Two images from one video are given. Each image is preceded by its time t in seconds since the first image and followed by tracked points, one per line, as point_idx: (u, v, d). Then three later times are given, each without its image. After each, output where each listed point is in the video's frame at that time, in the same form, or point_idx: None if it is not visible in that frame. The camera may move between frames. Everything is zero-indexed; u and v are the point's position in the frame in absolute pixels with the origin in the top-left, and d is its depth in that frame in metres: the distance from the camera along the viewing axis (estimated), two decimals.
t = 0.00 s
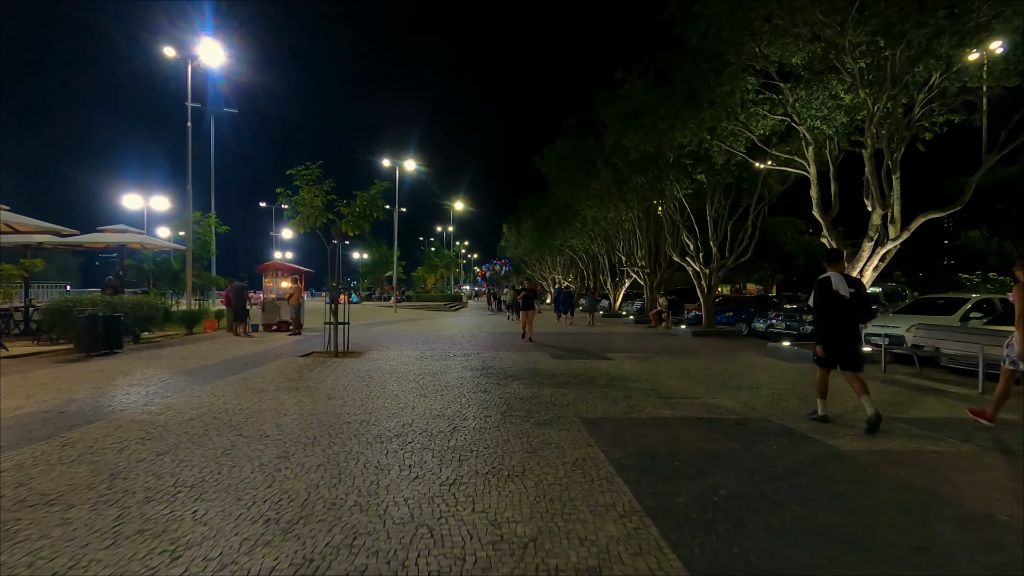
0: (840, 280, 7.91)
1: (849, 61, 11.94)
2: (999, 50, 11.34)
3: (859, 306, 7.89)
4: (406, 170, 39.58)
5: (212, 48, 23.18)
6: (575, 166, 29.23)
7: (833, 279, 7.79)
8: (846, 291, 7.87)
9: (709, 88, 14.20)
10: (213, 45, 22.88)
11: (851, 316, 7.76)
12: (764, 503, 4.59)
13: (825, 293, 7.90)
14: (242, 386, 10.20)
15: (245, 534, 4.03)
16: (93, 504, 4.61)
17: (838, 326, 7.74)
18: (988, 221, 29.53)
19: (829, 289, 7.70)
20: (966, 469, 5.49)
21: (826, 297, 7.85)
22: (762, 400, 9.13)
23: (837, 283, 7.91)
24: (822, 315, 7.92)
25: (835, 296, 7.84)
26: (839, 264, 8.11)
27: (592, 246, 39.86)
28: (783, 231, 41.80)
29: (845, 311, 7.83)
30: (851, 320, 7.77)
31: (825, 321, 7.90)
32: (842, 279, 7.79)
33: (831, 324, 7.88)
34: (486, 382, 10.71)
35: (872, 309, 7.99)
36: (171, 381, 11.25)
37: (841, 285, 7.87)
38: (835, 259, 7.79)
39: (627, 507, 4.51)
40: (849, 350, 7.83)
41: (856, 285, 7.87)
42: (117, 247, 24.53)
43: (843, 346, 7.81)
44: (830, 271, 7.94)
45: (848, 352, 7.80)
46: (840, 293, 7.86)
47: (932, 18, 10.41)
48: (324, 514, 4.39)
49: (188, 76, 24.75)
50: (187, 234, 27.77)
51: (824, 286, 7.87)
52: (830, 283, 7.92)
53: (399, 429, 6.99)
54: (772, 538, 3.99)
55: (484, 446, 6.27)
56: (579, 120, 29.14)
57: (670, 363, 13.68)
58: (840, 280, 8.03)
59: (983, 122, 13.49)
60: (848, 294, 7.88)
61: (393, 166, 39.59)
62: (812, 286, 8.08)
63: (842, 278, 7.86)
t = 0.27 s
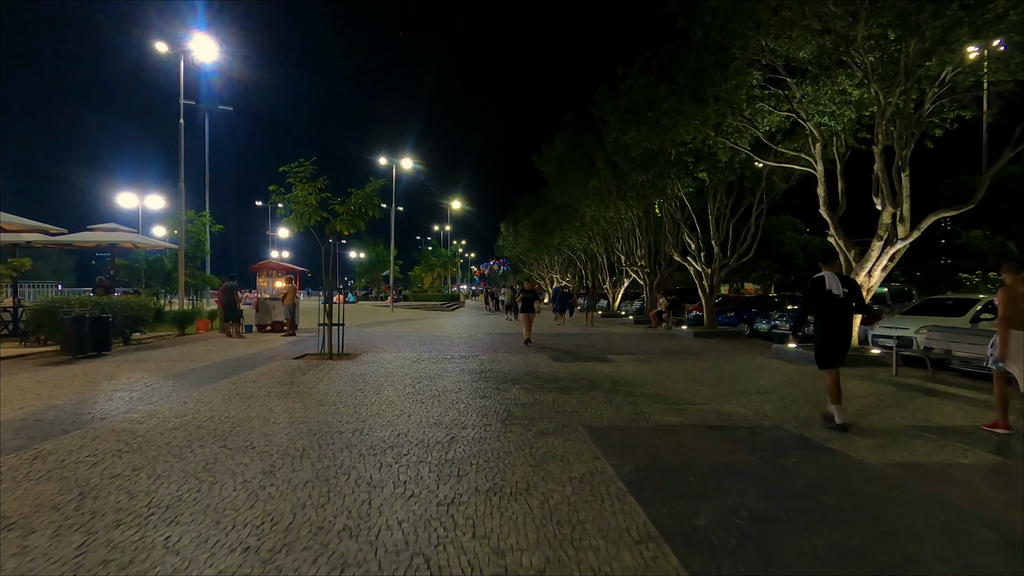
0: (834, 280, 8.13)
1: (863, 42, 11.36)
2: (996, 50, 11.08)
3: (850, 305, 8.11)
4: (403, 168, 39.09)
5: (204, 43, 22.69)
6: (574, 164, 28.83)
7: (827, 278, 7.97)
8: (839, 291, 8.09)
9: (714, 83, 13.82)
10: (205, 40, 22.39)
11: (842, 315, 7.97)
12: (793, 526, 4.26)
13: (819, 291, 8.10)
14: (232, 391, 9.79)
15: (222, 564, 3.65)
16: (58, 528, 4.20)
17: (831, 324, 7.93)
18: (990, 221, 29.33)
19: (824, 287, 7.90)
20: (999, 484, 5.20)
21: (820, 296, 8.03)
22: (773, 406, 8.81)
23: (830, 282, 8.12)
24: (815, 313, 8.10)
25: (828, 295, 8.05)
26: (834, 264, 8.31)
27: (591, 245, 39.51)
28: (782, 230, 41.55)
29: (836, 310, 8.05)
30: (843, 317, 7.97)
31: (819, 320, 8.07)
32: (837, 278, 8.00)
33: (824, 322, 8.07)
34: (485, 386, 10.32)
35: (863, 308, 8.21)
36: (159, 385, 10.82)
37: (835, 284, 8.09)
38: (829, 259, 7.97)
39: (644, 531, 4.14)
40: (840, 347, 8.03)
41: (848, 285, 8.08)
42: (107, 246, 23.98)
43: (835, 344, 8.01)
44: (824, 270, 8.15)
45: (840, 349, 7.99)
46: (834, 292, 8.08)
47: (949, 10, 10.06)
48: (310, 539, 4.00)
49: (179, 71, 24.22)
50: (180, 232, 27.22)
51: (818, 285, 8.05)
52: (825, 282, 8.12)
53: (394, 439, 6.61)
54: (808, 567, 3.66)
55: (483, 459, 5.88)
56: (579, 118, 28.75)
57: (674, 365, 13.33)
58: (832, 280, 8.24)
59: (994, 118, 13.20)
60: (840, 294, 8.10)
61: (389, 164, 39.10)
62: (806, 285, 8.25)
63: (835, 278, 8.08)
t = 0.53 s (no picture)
0: (827, 281, 7.90)
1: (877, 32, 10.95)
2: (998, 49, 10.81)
3: (843, 308, 7.93)
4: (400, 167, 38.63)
5: (197, 38, 22.21)
6: (574, 163, 28.44)
7: (820, 280, 7.73)
8: (832, 293, 7.87)
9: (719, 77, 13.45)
10: (198, 34, 21.91)
11: (834, 318, 7.77)
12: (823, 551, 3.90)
13: (810, 294, 7.90)
14: (219, 395, 9.35)
15: None
16: (9, 552, 3.78)
17: (823, 327, 7.73)
18: (992, 222, 29.14)
19: (814, 290, 7.68)
20: None
21: (814, 298, 7.82)
22: (784, 411, 8.44)
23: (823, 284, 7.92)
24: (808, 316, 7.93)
25: (820, 297, 7.83)
26: (827, 265, 8.06)
27: (589, 245, 39.17)
28: (782, 231, 41.28)
29: (829, 313, 7.83)
30: (836, 321, 7.78)
31: (812, 323, 7.89)
32: (829, 280, 7.76)
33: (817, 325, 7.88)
34: (484, 389, 9.94)
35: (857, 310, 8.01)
36: (143, 387, 10.37)
37: (827, 286, 7.86)
38: (822, 261, 7.77)
39: (660, 556, 3.78)
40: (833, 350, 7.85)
41: (841, 287, 7.85)
42: (97, 245, 23.47)
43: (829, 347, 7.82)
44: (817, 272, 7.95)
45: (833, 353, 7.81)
46: (826, 294, 7.85)
47: None
48: (292, 562, 3.62)
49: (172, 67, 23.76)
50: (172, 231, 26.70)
51: (811, 288, 7.86)
52: (816, 284, 7.91)
53: (387, 447, 6.23)
54: None
55: (481, 469, 5.50)
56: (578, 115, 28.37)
57: (677, 367, 12.95)
58: (826, 282, 8.04)
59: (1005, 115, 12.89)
60: (834, 296, 7.87)
61: (386, 163, 38.64)
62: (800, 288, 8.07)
63: (828, 280, 7.87)
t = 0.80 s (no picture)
0: (819, 281, 8.25)
1: (888, 22, 10.54)
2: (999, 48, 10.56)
3: (834, 307, 8.28)
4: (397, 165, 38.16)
5: (189, 32, 21.71)
6: (573, 160, 28.05)
7: (813, 277, 8.07)
8: (823, 292, 8.21)
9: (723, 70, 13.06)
10: (189, 28, 21.41)
11: (826, 316, 8.12)
12: None
13: (803, 293, 8.23)
14: (202, 402, 8.90)
15: None
16: None
17: (813, 323, 8.07)
18: (995, 219, 28.85)
19: (807, 289, 8.02)
20: None
21: (807, 297, 8.14)
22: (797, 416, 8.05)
23: (815, 282, 8.28)
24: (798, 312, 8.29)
25: (813, 297, 8.17)
26: (820, 265, 8.40)
27: (589, 244, 38.78)
28: (782, 229, 40.98)
29: (821, 312, 8.18)
30: (826, 318, 8.10)
31: (805, 321, 8.23)
32: (821, 280, 8.12)
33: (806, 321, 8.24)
34: (482, 394, 9.51)
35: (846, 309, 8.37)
36: (124, 393, 9.91)
37: (820, 286, 8.20)
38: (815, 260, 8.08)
39: None
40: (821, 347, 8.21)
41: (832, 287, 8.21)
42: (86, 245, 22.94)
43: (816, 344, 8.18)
44: (810, 270, 8.29)
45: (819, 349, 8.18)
46: (818, 293, 8.20)
47: None
48: None
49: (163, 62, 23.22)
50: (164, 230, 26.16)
51: (804, 287, 8.20)
52: (809, 283, 8.26)
53: (377, 460, 5.80)
54: None
55: (478, 487, 5.07)
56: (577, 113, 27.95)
57: (682, 370, 12.56)
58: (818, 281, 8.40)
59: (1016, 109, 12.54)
60: (825, 295, 8.24)
61: (383, 161, 38.14)
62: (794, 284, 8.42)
63: (820, 279, 8.22)
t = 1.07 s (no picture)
0: (807, 282, 8.15)
1: (900, 14, 10.23)
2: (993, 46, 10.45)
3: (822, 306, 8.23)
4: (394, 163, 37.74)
5: (181, 26, 21.27)
6: (572, 159, 27.71)
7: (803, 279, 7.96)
8: (812, 293, 8.10)
9: (729, 64, 12.72)
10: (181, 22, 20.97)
11: (816, 317, 8.04)
12: None
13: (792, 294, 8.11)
14: (188, 406, 8.49)
15: None
16: None
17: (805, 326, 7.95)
18: (996, 220, 28.69)
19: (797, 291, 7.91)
20: None
21: (797, 298, 8.03)
22: (810, 422, 7.71)
23: (803, 283, 8.23)
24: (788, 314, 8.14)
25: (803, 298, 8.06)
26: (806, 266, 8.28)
27: (587, 244, 38.45)
28: (782, 230, 40.76)
29: (811, 312, 8.10)
30: (817, 318, 8.00)
31: (796, 323, 8.11)
32: (810, 280, 8.01)
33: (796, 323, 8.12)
34: (481, 398, 9.12)
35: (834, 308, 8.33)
36: (106, 397, 9.48)
37: (808, 286, 8.10)
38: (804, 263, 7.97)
39: None
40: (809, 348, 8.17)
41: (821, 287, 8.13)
42: (75, 243, 22.43)
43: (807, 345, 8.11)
44: (798, 271, 8.14)
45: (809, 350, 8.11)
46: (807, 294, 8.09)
47: None
48: None
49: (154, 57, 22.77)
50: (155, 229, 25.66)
51: (792, 288, 8.08)
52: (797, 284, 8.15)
53: (368, 472, 5.40)
54: None
55: (477, 501, 4.71)
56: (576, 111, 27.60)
57: (686, 372, 12.22)
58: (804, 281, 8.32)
59: None
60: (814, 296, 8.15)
61: (380, 160, 37.72)
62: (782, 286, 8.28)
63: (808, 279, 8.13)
